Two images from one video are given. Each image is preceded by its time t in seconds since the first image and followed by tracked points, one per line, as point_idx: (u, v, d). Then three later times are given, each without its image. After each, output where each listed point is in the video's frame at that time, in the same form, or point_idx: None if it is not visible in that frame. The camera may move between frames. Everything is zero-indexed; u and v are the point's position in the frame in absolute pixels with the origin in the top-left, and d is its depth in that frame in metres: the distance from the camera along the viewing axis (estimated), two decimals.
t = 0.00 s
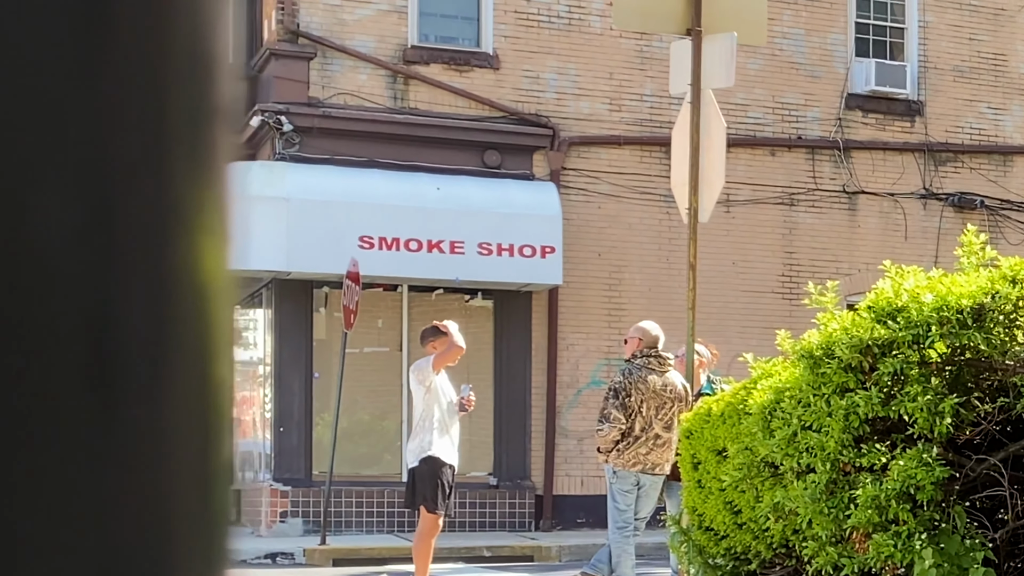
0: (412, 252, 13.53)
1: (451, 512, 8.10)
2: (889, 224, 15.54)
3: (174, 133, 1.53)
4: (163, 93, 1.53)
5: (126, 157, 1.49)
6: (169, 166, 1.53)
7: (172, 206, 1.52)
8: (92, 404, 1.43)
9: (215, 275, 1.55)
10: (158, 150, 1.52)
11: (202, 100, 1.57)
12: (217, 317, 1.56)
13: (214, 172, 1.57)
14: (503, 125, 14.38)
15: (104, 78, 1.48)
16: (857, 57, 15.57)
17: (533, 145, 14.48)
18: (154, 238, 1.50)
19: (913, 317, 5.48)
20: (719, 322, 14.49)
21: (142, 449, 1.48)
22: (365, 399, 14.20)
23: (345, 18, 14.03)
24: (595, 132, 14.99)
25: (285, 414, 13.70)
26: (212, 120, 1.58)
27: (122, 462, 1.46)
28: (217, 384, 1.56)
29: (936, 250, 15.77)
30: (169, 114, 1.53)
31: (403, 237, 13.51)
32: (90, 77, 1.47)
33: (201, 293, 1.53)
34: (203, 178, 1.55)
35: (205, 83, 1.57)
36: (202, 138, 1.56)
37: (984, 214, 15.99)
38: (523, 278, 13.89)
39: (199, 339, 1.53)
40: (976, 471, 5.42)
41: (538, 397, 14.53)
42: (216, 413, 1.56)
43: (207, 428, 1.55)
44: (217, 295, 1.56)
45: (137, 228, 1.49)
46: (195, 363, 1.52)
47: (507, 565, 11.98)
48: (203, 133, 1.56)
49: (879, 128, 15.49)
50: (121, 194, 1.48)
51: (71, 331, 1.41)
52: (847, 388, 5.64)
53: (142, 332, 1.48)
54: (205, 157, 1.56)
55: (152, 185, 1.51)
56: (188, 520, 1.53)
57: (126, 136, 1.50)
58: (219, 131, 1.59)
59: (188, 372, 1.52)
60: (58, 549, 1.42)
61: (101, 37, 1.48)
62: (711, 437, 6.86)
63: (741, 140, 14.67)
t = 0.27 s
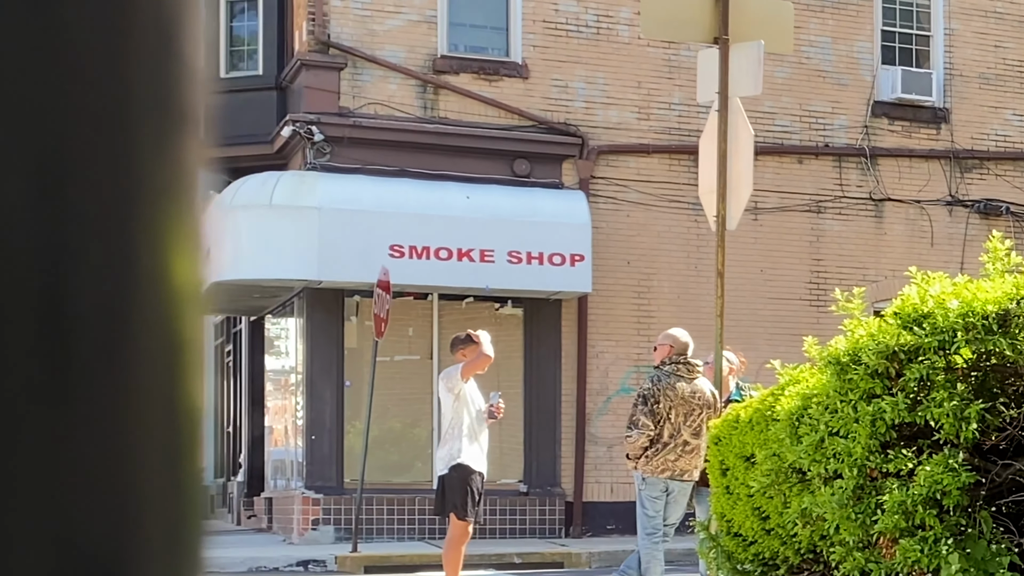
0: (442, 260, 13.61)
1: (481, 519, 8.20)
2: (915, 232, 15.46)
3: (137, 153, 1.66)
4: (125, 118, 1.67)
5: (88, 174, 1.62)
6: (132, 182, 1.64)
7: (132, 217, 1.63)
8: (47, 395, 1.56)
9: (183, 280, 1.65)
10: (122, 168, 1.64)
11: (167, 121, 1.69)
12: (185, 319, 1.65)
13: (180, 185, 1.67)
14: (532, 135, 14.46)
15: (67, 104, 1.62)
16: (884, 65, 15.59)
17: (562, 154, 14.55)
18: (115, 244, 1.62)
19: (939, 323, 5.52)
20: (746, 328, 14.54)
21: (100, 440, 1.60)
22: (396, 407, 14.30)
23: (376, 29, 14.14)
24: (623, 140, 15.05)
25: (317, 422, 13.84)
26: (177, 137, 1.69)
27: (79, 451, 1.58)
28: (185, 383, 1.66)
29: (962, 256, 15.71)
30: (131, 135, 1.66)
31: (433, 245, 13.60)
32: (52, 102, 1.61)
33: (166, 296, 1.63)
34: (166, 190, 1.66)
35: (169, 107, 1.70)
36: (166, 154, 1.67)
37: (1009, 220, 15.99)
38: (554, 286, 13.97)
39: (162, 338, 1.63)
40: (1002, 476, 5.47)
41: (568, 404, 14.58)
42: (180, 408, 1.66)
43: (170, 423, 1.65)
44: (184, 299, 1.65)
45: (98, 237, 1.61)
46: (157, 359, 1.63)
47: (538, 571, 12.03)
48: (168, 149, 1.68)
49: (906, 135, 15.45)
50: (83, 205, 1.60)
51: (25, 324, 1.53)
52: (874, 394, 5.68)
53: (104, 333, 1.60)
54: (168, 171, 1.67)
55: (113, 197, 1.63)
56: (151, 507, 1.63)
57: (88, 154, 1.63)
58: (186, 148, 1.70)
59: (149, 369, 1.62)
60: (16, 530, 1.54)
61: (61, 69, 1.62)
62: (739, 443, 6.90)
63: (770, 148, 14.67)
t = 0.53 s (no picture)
0: (463, 264, 13.65)
1: (502, 523, 8.22)
2: (935, 233, 15.42)
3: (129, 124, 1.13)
4: (106, 65, 1.13)
5: (68, 148, 1.10)
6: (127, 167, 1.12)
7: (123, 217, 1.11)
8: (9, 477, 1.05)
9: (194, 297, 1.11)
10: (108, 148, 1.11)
11: (167, 67, 1.14)
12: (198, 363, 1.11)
13: (192, 166, 1.14)
14: (552, 138, 14.49)
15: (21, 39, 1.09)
16: (902, 67, 15.59)
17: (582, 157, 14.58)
18: (100, 248, 1.09)
19: (958, 324, 5.52)
20: (767, 331, 14.52)
21: (95, 532, 1.08)
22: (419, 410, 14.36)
23: (397, 33, 14.20)
24: (643, 143, 15.07)
25: (340, 426, 13.90)
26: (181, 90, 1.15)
27: (51, 556, 1.06)
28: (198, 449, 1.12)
29: (982, 258, 15.61)
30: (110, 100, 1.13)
31: (455, 249, 13.63)
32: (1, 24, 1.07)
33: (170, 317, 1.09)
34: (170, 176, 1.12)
35: (172, 48, 1.15)
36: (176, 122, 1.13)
37: None
38: (574, 289, 13.98)
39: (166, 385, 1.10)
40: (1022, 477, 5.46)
41: (589, 406, 14.61)
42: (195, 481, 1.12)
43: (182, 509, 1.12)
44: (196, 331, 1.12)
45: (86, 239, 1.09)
46: (161, 418, 1.10)
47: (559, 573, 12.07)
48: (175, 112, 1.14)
49: (925, 136, 15.46)
50: (73, 181, 1.09)
51: None
52: (894, 396, 5.68)
53: (80, 377, 1.08)
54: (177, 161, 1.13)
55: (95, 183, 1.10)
56: None
57: (83, 131, 1.11)
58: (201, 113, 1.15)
59: (157, 429, 1.10)
60: None
61: None
62: (760, 445, 6.90)
63: (789, 150, 14.67)
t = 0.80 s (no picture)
0: (479, 260, 13.68)
1: (517, 519, 8.26)
2: (949, 227, 15.42)
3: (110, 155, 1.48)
4: (92, 113, 1.48)
5: (57, 181, 1.45)
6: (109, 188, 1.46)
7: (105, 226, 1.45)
8: (12, 424, 1.42)
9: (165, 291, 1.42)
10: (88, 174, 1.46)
11: (146, 112, 1.48)
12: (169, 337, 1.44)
13: (148, 184, 1.46)
14: (567, 134, 14.50)
15: (22, 95, 1.45)
16: (915, 61, 15.58)
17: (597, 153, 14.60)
18: (87, 252, 1.45)
19: (972, 319, 5.54)
20: (782, 327, 14.50)
21: (79, 463, 1.44)
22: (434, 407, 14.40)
23: (411, 30, 14.24)
24: (658, 139, 15.08)
25: (357, 422, 13.95)
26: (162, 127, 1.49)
27: (52, 480, 1.44)
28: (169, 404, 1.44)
29: (995, 253, 15.64)
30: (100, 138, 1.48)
31: (470, 245, 13.67)
32: (5, 89, 1.44)
33: (140, 304, 1.42)
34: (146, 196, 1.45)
35: (142, 99, 1.48)
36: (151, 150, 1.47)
37: None
38: (589, 285, 14.00)
39: (133, 353, 1.44)
40: None
41: (604, 402, 14.64)
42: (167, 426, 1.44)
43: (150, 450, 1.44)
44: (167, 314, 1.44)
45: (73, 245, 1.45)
46: (130, 379, 1.44)
47: (576, 568, 12.10)
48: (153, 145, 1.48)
49: (938, 131, 15.41)
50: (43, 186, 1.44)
51: None
52: (908, 390, 5.69)
53: (71, 348, 1.44)
54: (152, 185, 1.46)
55: (79, 201, 1.46)
56: (129, 536, 1.46)
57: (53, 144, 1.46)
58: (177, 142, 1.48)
59: (126, 387, 1.44)
60: None
61: (20, 54, 1.45)
62: (774, 440, 6.90)
63: (803, 146, 14.66)
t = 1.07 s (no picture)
0: (488, 248, 13.69)
1: (525, 506, 8.28)
2: (957, 213, 15.41)
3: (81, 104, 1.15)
4: (59, 53, 1.16)
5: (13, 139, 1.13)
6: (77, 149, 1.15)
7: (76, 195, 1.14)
8: None
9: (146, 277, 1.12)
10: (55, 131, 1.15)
11: (119, 52, 1.16)
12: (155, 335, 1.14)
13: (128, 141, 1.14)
14: (575, 121, 14.49)
15: None
16: (923, 47, 15.54)
17: (605, 140, 14.59)
18: (53, 213, 1.13)
19: (981, 305, 5.56)
20: (790, 314, 14.51)
21: (45, 493, 1.13)
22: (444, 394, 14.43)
23: (420, 18, 14.22)
24: (666, 126, 15.07)
25: (367, 410, 13.99)
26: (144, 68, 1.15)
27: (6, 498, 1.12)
28: (153, 417, 1.14)
29: (1004, 239, 15.63)
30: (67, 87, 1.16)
31: (479, 233, 13.68)
32: None
33: (118, 294, 1.11)
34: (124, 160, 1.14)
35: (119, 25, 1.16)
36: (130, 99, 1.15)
37: None
38: (598, 272, 14.02)
39: (110, 356, 1.13)
40: None
41: (614, 389, 14.66)
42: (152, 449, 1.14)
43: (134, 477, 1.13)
44: (149, 307, 1.13)
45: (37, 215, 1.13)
46: (108, 389, 1.13)
47: (587, 555, 12.13)
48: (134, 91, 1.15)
49: (946, 117, 15.38)
50: None
51: None
52: (917, 376, 5.69)
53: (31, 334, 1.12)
54: (135, 148, 1.14)
55: (48, 162, 1.14)
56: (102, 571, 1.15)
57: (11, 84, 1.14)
58: (161, 93, 1.16)
59: (108, 399, 1.13)
60: None
61: None
62: (784, 427, 6.89)
63: (811, 132, 14.65)
